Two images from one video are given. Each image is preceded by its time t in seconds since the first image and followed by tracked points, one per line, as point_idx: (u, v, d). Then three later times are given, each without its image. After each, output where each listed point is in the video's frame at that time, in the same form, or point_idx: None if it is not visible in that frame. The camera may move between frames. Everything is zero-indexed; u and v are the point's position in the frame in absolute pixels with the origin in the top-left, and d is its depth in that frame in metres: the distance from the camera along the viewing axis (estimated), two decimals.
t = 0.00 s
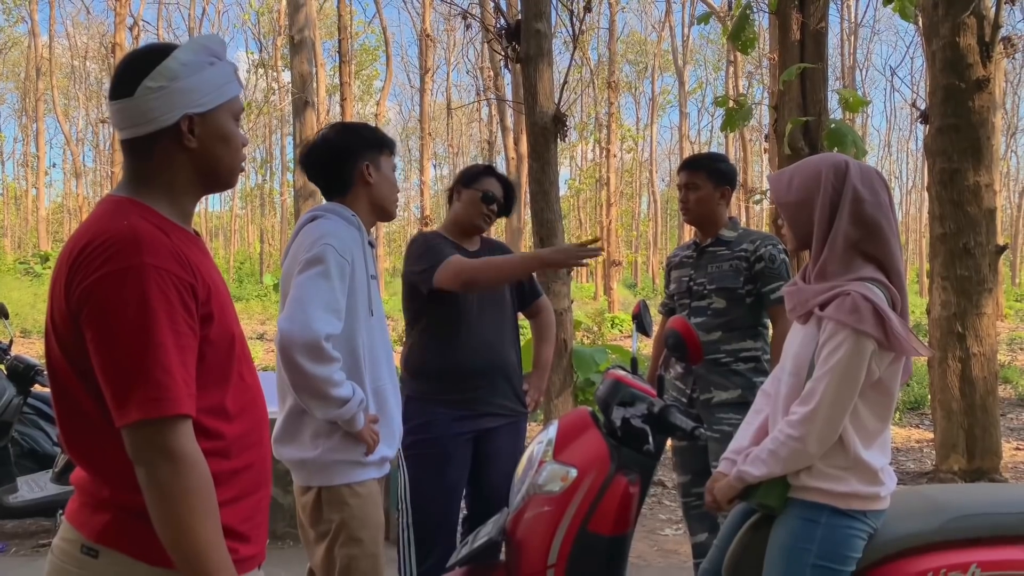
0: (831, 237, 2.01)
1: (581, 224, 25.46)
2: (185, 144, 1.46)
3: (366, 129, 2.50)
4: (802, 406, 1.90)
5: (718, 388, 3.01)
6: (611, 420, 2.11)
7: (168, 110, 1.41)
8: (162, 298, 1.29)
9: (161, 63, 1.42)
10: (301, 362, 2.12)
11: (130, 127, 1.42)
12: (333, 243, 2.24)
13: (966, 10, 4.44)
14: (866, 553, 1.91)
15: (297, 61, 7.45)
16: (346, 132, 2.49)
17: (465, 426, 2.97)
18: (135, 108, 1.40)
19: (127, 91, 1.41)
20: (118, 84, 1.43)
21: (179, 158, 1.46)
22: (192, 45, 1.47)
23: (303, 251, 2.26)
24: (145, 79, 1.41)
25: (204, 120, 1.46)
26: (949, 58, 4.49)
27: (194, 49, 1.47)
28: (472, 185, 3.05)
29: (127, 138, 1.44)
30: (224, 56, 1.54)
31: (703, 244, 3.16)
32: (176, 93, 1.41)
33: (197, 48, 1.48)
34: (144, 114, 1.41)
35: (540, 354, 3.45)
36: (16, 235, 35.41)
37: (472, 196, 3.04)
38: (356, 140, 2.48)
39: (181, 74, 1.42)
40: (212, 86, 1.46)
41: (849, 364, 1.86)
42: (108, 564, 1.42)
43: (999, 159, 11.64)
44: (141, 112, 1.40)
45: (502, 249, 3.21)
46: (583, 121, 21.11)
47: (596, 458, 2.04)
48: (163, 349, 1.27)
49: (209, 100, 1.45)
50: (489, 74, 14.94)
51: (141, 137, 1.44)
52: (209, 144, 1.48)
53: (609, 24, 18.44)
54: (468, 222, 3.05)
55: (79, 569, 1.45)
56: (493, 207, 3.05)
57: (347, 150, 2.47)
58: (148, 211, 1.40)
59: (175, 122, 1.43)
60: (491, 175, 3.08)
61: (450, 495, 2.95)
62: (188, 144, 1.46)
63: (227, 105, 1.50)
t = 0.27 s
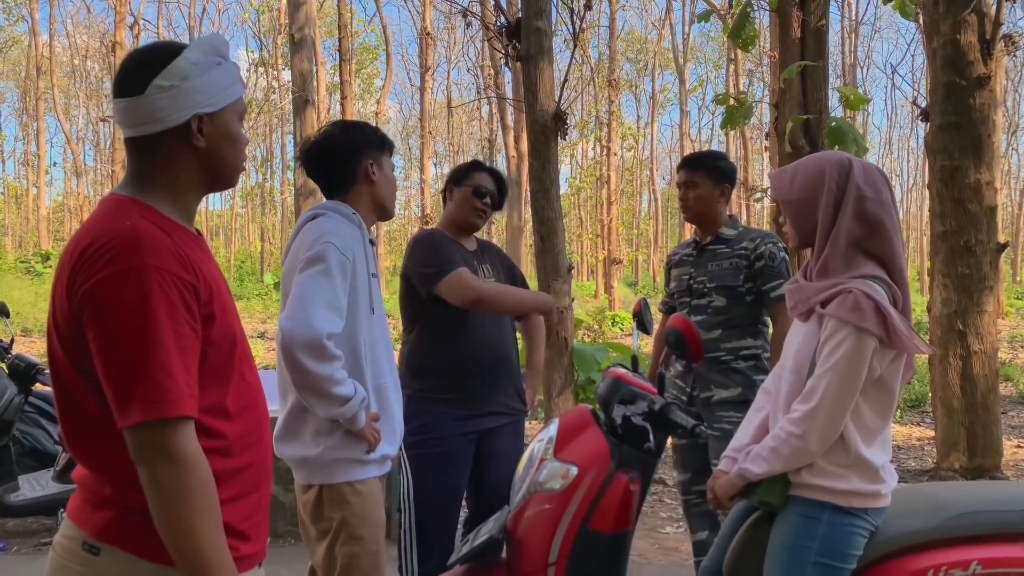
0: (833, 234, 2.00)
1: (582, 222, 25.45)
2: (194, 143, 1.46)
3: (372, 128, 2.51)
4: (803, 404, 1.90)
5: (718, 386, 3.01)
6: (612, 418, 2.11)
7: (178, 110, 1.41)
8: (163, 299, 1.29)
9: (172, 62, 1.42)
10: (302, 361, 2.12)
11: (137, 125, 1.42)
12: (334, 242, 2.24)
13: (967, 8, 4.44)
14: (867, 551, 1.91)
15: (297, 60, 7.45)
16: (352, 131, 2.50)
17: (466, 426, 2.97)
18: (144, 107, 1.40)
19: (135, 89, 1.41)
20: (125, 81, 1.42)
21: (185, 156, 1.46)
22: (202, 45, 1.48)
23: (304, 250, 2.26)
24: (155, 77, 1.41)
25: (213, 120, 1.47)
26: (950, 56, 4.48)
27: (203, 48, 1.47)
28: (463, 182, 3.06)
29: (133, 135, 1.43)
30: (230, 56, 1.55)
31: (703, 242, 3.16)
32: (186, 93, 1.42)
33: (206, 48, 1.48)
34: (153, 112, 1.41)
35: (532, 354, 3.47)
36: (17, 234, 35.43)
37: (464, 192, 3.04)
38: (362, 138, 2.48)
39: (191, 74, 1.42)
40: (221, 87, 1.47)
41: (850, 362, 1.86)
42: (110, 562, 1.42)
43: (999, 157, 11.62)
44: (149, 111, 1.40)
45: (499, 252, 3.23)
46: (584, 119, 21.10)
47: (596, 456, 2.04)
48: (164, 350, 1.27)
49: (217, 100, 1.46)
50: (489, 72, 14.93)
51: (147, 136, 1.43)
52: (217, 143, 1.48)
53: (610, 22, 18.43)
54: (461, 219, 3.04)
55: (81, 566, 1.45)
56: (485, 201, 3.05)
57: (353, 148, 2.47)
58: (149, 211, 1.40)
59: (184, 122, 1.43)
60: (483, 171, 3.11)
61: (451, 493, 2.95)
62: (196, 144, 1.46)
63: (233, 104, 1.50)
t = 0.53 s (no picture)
0: (835, 232, 2.00)
1: (583, 221, 25.45)
2: (200, 144, 1.46)
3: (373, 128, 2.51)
4: (804, 403, 1.90)
5: (719, 385, 3.01)
6: (613, 417, 2.11)
7: (186, 111, 1.41)
8: (170, 301, 1.29)
9: (179, 63, 1.42)
10: (306, 360, 2.12)
11: (143, 126, 1.41)
12: (337, 241, 2.24)
13: (968, 6, 4.44)
14: (869, 549, 1.91)
15: (298, 59, 7.44)
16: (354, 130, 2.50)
17: (468, 426, 2.98)
18: (151, 108, 1.40)
19: (142, 90, 1.40)
20: (132, 82, 1.42)
21: (191, 157, 1.46)
22: (209, 45, 1.47)
23: (307, 249, 2.26)
24: (163, 78, 1.40)
25: (220, 121, 1.47)
26: (952, 54, 4.48)
27: (209, 49, 1.47)
28: (452, 180, 3.08)
29: (140, 136, 1.43)
30: (234, 55, 1.55)
31: (703, 241, 3.16)
32: (195, 94, 1.42)
33: (212, 49, 1.48)
34: (160, 113, 1.40)
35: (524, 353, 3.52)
36: (18, 233, 35.46)
37: (453, 191, 3.07)
38: (364, 137, 2.48)
39: (199, 75, 1.42)
40: (227, 87, 1.47)
41: (852, 361, 1.86)
42: (115, 561, 1.43)
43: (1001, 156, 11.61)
44: (156, 112, 1.40)
45: (495, 253, 3.23)
46: (585, 117, 21.08)
47: (597, 455, 2.04)
48: (171, 351, 1.28)
49: (224, 102, 1.46)
50: (490, 71, 14.92)
51: (153, 136, 1.43)
52: (223, 144, 1.48)
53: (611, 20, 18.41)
54: (453, 218, 3.05)
55: (86, 566, 1.45)
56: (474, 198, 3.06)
57: (356, 147, 2.46)
58: (154, 212, 1.40)
59: (192, 123, 1.43)
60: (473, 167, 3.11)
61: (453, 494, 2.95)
62: (202, 144, 1.46)
63: (237, 105, 1.51)
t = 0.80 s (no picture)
0: (837, 232, 2.00)
1: (584, 220, 25.45)
2: (203, 145, 1.46)
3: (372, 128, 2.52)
4: (806, 402, 1.89)
5: (720, 384, 3.01)
6: (614, 416, 2.11)
7: (191, 112, 1.42)
8: (177, 302, 1.29)
9: (182, 64, 1.42)
10: (310, 360, 2.12)
11: (146, 127, 1.41)
12: (340, 241, 2.24)
13: (970, 5, 4.43)
14: (871, 549, 1.91)
15: (299, 59, 7.44)
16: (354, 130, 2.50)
17: (467, 427, 2.98)
18: (155, 109, 1.39)
19: (145, 91, 1.40)
20: (134, 83, 1.41)
21: (194, 158, 1.47)
22: (210, 45, 1.47)
23: (310, 250, 2.25)
24: (167, 79, 1.40)
25: (223, 122, 1.47)
26: (953, 53, 4.48)
27: (211, 49, 1.47)
28: (442, 177, 3.10)
29: (143, 137, 1.43)
30: (234, 54, 1.55)
31: (704, 240, 3.16)
32: (198, 95, 1.42)
33: (214, 49, 1.48)
34: (164, 115, 1.40)
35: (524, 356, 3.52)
36: (20, 232, 35.49)
37: (444, 188, 3.08)
38: (364, 137, 2.48)
39: (202, 76, 1.42)
40: (229, 88, 1.48)
41: (853, 360, 1.86)
42: (119, 562, 1.43)
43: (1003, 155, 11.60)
44: (160, 113, 1.40)
45: (497, 251, 3.22)
46: (586, 117, 21.07)
47: (598, 455, 2.04)
48: (178, 352, 1.28)
49: (226, 102, 1.47)
50: (492, 71, 14.92)
51: (155, 138, 1.43)
52: (226, 145, 1.49)
53: (612, 20, 18.40)
54: (447, 216, 3.07)
55: (90, 566, 1.45)
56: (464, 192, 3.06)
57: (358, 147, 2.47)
58: (159, 213, 1.40)
59: (196, 124, 1.43)
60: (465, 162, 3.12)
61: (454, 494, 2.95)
62: (205, 145, 1.46)
63: (239, 105, 1.51)
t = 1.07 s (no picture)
0: (838, 232, 2.00)
1: (584, 220, 25.45)
2: (203, 144, 1.46)
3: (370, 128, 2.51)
4: (807, 402, 1.89)
5: (720, 385, 3.01)
6: (615, 417, 2.11)
7: (188, 112, 1.41)
8: (179, 300, 1.29)
9: (178, 64, 1.42)
10: (314, 360, 2.12)
11: (144, 129, 1.41)
12: (343, 240, 2.24)
13: (971, 6, 4.43)
14: (872, 550, 1.91)
15: (300, 58, 7.43)
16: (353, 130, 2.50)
17: (464, 427, 2.98)
18: (152, 110, 1.39)
19: (142, 93, 1.40)
20: (133, 86, 1.41)
21: (194, 158, 1.46)
22: (205, 42, 1.47)
23: (313, 249, 2.25)
24: (163, 80, 1.40)
25: (221, 120, 1.47)
26: (954, 53, 4.47)
27: (206, 46, 1.46)
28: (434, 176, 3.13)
29: (142, 139, 1.43)
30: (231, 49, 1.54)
31: (704, 241, 3.16)
32: (195, 95, 1.41)
33: (208, 46, 1.47)
34: (163, 116, 1.40)
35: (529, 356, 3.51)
36: (20, 232, 35.50)
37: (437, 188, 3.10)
38: (364, 139, 2.48)
39: (199, 75, 1.42)
40: (226, 85, 1.47)
41: (854, 360, 1.86)
42: (119, 562, 1.43)
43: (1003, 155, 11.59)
44: (158, 114, 1.40)
45: (500, 246, 3.21)
46: (587, 117, 21.06)
47: (599, 455, 2.04)
48: (180, 351, 1.27)
49: (224, 100, 1.46)
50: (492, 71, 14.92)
51: (154, 139, 1.43)
52: (225, 144, 1.49)
53: (613, 20, 18.39)
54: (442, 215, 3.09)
55: (90, 567, 1.44)
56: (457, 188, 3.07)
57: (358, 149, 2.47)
58: (160, 211, 1.40)
59: (195, 124, 1.43)
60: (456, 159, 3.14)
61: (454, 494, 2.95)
62: (205, 144, 1.46)
63: (237, 102, 1.51)
